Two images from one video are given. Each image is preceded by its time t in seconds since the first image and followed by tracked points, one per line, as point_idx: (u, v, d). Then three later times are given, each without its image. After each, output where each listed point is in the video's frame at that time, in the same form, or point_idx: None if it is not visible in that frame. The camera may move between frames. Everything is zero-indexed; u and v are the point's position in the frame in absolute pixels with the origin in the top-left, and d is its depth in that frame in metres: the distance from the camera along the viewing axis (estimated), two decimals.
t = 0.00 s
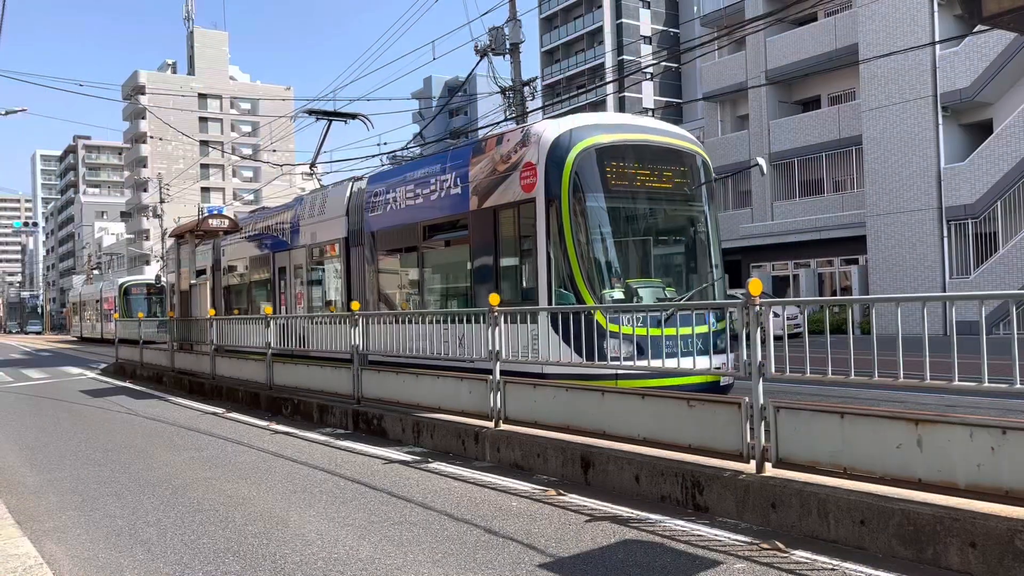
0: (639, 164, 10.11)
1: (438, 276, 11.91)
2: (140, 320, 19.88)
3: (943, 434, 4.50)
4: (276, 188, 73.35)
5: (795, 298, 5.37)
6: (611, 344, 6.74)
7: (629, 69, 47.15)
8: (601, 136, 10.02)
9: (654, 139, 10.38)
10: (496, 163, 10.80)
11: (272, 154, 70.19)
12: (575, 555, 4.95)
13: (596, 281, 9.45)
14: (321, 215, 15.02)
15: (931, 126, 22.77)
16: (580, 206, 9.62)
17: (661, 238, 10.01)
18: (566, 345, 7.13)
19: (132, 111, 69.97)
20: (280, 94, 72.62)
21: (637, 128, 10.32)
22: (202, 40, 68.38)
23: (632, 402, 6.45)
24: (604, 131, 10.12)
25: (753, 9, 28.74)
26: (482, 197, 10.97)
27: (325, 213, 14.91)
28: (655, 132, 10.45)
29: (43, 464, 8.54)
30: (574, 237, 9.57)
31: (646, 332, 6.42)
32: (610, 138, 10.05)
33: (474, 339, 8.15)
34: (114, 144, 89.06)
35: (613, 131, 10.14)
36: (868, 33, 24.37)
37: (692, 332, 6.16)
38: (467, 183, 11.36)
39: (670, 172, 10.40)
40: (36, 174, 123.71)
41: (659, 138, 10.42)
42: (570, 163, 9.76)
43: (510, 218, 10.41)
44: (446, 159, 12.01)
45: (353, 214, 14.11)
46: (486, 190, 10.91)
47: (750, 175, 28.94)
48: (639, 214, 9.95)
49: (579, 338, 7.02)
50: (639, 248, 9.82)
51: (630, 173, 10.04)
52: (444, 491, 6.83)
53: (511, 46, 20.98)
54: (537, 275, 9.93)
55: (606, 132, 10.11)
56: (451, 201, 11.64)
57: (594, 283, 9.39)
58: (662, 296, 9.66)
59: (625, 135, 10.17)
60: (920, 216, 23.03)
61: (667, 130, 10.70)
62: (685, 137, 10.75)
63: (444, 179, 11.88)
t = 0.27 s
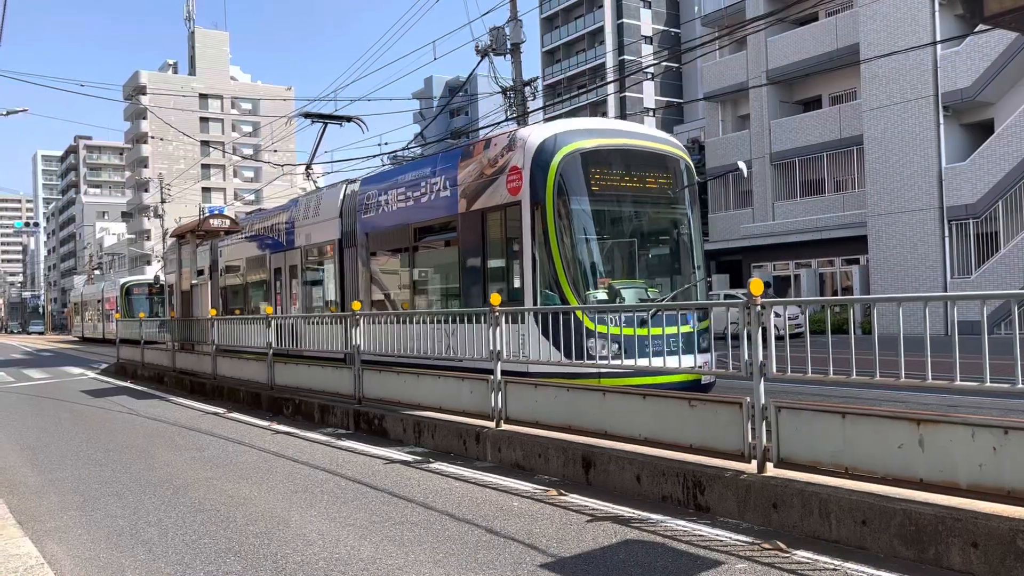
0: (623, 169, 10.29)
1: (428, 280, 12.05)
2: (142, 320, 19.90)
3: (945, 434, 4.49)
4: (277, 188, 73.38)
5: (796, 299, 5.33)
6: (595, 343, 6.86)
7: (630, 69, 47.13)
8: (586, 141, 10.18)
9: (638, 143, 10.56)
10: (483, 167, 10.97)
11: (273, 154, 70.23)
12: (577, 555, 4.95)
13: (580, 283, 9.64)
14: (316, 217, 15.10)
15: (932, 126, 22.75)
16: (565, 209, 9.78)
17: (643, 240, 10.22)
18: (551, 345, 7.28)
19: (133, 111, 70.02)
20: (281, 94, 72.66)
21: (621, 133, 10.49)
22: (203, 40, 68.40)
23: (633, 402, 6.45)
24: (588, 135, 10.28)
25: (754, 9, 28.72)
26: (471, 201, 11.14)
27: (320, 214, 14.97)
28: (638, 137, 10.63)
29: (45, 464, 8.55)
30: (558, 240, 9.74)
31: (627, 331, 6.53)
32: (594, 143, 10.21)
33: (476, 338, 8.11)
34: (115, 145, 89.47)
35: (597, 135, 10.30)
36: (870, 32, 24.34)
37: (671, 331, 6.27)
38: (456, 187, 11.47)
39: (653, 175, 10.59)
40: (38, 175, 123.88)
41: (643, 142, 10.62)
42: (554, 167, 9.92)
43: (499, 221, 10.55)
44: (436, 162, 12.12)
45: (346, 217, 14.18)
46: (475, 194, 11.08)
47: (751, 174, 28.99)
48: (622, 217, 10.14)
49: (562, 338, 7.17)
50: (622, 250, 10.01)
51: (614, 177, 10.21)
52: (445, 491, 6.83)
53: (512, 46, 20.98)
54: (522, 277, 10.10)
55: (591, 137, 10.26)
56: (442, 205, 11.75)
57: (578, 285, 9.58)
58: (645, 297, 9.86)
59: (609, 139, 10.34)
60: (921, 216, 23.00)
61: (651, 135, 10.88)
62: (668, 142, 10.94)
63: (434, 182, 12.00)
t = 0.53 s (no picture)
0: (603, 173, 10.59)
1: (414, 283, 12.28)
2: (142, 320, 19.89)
3: (946, 434, 4.49)
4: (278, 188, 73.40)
5: (796, 299, 5.32)
6: (575, 343, 7.01)
7: (631, 69, 47.11)
8: (567, 146, 10.48)
9: (619, 148, 10.86)
10: (469, 171, 11.21)
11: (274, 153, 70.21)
12: (577, 555, 4.95)
13: (561, 284, 9.94)
14: (309, 219, 15.27)
15: (934, 126, 22.73)
16: (546, 213, 10.08)
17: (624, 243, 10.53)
18: (533, 344, 7.45)
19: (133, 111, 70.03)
20: (282, 94, 72.69)
21: (602, 139, 10.78)
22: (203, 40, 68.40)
23: (634, 402, 6.44)
24: (570, 140, 10.58)
25: (755, 9, 28.69)
26: (457, 205, 11.37)
27: (312, 216, 15.14)
28: (619, 142, 10.94)
29: (46, 463, 8.56)
30: (540, 242, 10.04)
31: (608, 331, 6.67)
32: (575, 148, 10.52)
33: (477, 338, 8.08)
34: (116, 145, 89.61)
35: (578, 141, 10.59)
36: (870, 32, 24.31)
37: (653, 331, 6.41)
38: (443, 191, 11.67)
39: (633, 180, 10.91)
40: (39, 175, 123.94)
41: (623, 147, 10.92)
42: (537, 171, 10.21)
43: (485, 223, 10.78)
44: (424, 167, 12.32)
45: (337, 219, 14.34)
46: (461, 198, 11.31)
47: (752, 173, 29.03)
48: (603, 220, 10.45)
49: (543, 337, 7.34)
50: (603, 252, 10.33)
51: (594, 181, 10.52)
52: (445, 491, 6.83)
53: (513, 46, 20.98)
54: (505, 278, 10.40)
55: (572, 142, 10.56)
56: (429, 209, 11.96)
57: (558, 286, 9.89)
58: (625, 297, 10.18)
59: (590, 145, 10.64)
60: (922, 216, 22.99)
61: (632, 140, 11.18)
62: (648, 147, 11.25)
63: (422, 186, 12.20)
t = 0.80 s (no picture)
0: (582, 178, 10.87)
1: (399, 283, 12.54)
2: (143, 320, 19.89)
3: (947, 434, 4.49)
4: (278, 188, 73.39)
5: (797, 299, 5.32)
6: (552, 341, 7.28)
7: (631, 68, 47.08)
8: (546, 151, 10.77)
9: (598, 154, 11.15)
10: (452, 175, 11.51)
11: (274, 153, 70.22)
12: (578, 555, 4.94)
13: (541, 285, 10.22)
14: (301, 221, 15.50)
15: (935, 125, 22.71)
16: (526, 216, 10.36)
17: (602, 245, 10.80)
18: (514, 343, 7.73)
19: (134, 110, 70.00)
20: (283, 94, 72.70)
21: (582, 144, 11.08)
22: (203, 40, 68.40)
23: (635, 401, 6.44)
24: (550, 146, 10.88)
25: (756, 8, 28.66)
26: (441, 207, 11.63)
27: (304, 219, 15.41)
28: (598, 148, 11.23)
29: (46, 463, 8.55)
30: (519, 245, 10.33)
31: (585, 330, 6.93)
32: (555, 154, 10.80)
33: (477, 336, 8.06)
34: (117, 145, 89.62)
35: (558, 146, 10.89)
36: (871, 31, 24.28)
37: (628, 330, 6.66)
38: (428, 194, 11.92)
39: (612, 184, 11.18)
40: (39, 175, 123.94)
41: (602, 153, 11.21)
42: (516, 176, 10.51)
43: (468, 226, 11.07)
44: (410, 171, 12.57)
45: (328, 220, 14.62)
46: (444, 201, 11.59)
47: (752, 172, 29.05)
48: (582, 224, 10.72)
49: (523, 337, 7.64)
50: (582, 255, 10.60)
51: (574, 186, 10.80)
52: (445, 490, 6.83)
53: (513, 45, 20.98)
54: (486, 278, 10.69)
55: (552, 147, 10.86)
56: (414, 212, 12.21)
57: (538, 288, 10.18)
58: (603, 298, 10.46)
59: (570, 150, 10.94)
60: (923, 215, 22.97)
61: (611, 146, 11.48)
62: (627, 153, 11.55)
63: (408, 189, 12.46)
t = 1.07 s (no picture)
0: (559, 183, 11.09)
1: (386, 284, 12.84)
2: (143, 319, 19.88)
3: (947, 434, 4.48)
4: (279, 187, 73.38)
5: (797, 298, 5.33)
6: (530, 340, 7.49)
7: (632, 68, 47.07)
8: (524, 156, 10.99)
9: (576, 159, 11.37)
10: (434, 180, 11.78)
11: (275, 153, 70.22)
12: (579, 555, 4.94)
13: (519, 287, 10.44)
14: (292, 223, 15.82)
15: (935, 124, 22.69)
16: (504, 220, 10.58)
17: (580, 247, 10.99)
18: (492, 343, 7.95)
19: (134, 110, 69.99)
20: (283, 93, 72.71)
21: (559, 149, 11.29)
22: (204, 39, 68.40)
23: (636, 401, 6.43)
24: (528, 151, 11.11)
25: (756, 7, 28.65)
26: (424, 211, 11.91)
27: (295, 220, 15.70)
28: (576, 153, 11.44)
29: (46, 463, 8.54)
30: (498, 248, 10.56)
31: (561, 329, 7.17)
32: (533, 159, 11.03)
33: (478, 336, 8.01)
34: (117, 144, 89.63)
35: (536, 152, 11.11)
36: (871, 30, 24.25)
37: (602, 330, 6.95)
38: (412, 199, 12.22)
39: (589, 188, 11.38)
40: (40, 174, 123.92)
41: (580, 158, 11.43)
42: (495, 181, 10.73)
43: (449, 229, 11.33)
44: (395, 176, 12.87)
45: (317, 223, 14.93)
46: (427, 205, 11.86)
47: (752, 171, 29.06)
48: (559, 227, 10.92)
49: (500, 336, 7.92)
50: (560, 257, 10.79)
51: (551, 190, 11.02)
52: (445, 489, 6.84)
53: (513, 45, 20.99)
54: (467, 281, 10.90)
55: (530, 153, 11.09)
56: (399, 216, 12.50)
57: (516, 289, 10.39)
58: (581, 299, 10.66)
59: (547, 155, 11.16)
60: (923, 214, 22.96)
61: (589, 151, 11.69)
62: (605, 158, 11.76)
63: (393, 194, 12.75)
